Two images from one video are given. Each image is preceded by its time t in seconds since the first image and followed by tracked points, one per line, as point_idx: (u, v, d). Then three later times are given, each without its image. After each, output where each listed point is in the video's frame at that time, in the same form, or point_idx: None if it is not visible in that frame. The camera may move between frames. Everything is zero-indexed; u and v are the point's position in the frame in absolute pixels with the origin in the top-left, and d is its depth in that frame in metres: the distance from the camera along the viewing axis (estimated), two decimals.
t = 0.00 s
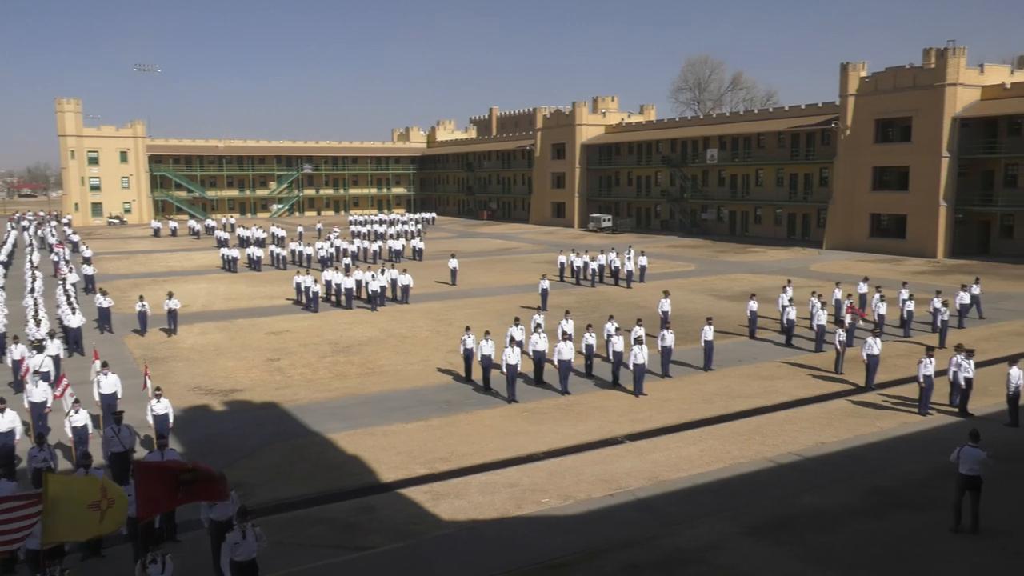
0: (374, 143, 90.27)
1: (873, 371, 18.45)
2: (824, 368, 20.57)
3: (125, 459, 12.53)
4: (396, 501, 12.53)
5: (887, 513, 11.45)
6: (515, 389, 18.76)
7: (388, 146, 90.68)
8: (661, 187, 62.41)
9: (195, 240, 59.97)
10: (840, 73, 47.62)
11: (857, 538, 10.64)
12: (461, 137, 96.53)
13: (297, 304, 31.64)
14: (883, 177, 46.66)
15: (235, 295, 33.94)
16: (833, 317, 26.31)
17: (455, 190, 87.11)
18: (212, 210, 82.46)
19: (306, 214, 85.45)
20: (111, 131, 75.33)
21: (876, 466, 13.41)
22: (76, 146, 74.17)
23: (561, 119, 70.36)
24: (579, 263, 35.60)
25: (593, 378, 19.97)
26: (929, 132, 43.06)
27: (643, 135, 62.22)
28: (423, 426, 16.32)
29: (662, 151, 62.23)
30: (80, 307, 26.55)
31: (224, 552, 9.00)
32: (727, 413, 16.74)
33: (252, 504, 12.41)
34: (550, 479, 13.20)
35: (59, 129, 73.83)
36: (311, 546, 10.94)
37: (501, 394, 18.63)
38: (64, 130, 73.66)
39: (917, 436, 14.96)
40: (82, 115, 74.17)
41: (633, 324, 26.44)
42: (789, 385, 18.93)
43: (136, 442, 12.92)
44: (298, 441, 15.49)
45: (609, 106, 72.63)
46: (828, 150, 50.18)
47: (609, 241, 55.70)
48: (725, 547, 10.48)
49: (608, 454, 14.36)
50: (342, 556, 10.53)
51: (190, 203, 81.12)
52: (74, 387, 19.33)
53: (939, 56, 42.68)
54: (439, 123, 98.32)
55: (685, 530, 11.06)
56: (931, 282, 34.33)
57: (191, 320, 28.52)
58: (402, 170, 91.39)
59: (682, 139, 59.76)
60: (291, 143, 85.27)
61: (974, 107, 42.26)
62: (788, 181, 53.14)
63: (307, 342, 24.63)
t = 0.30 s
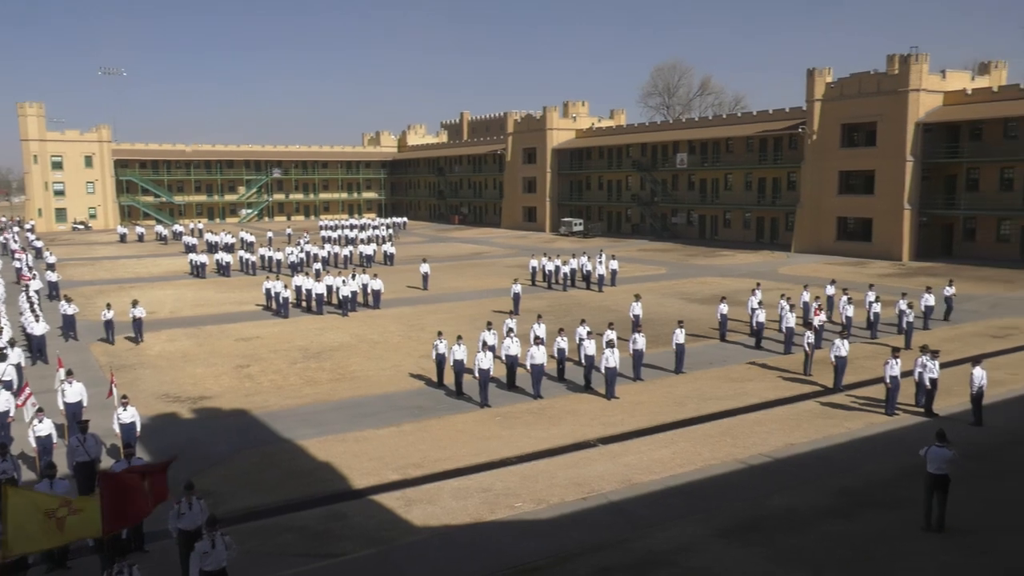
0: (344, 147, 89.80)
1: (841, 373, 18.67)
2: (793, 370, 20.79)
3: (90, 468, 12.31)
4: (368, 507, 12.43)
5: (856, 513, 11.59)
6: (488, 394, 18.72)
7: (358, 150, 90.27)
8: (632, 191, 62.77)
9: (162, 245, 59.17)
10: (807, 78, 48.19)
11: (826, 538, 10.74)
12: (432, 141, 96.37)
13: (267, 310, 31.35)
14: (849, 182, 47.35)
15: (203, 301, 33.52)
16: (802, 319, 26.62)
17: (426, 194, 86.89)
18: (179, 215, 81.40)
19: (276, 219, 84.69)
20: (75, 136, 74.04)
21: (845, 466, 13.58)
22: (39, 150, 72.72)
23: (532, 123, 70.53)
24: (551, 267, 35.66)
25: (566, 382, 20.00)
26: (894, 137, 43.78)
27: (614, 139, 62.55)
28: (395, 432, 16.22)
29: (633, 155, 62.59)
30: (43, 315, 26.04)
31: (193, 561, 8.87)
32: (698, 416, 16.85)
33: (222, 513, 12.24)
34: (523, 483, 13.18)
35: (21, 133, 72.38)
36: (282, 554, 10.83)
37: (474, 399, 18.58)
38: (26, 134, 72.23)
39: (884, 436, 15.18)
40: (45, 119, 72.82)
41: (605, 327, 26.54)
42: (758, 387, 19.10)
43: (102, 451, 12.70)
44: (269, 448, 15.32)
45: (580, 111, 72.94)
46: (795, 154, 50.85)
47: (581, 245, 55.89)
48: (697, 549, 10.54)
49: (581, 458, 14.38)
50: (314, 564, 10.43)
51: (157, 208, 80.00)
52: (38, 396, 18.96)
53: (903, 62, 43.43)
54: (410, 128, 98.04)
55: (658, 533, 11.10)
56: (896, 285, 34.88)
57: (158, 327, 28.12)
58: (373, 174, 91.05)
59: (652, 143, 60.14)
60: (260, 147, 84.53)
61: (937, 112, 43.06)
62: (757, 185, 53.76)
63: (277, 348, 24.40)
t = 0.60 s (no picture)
0: (319, 155, 89.43)
1: (814, 378, 18.86)
2: (767, 375, 20.97)
3: (59, 482, 12.08)
4: (345, 517, 12.33)
5: (830, 516, 11.70)
6: (464, 401, 18.68)
7: (333, 158, 89.94)
8: (607, 199, 63.08)
9: (134, 254, 58.42)
10: (779, 87, 48.79)
11: (800, 542, 10.83)
12: (407, 149, 96.27)
13: (241, 319, 31.06)
14: (821, 189, 47.96)
15: (176, 310, 33.13)
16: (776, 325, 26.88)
17: (402, 202, 86.69)
18: (151, 224, 80.40)
19: (250, 228, 84.03)
20: (44, 143, 72.81)
21: (820, 470, 13.69)
22: (7, 158, 70.89)
23: (507, 131, 70.69)
24: (526, 275, 35.68)
25: (542, 389, 19.99)
26: (864, 145, 44.41)
27: (588, 147, 62.86)
28: (370, 441, 16.11)
29: (607, 163, 62.92)
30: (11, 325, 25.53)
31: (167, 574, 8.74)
32: (674, 422, 16.92)
33: (195, 525, 12.09)
34: (500, 491, 13.15)
35: None
36: (257, 566, 10.69)
37: (451, 407, 18.51)
38: None
39: (858, 440, 15.35)
40: (13, 126, 71.55)
41: (581, 335, 26.60)
42: (734, 393, 19.23)
43: (71, 463, 12.48)
44: (242, 459, 15.15)
45: (554, 119, 73.25)
46: (767, 162, 51.42)
47: (556, 253, 56.04)
48: (674, 554, 10.58)
49: (559, 465, 14.38)
50: None
51: (128, 217, 78.95)
52: (5, 407, 18.59)
53: (872, 71, 44.11)
54: (385, 135, 97.84)
55: (635, 538, 11.12)
56: (868, 291, 35.33)
57: (130, 337, 27.74)
58: (348, 182, 90.75)
59: (627, 151, 60.49)
60: (234, 154, 83.95)
61: (906, 120, 43.77)
62: (730, 192, 54.25)
63: (251, 357, 24.17)
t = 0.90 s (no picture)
0: (297, 162, 88.99)
1: (792, 383, 19.00)
2: (746, 381, 21.09)
3: (32, 493, 11.91)
4: (323, 526, 12.24)
5: (808, 520, 11.78)
6: (445, 409, 18.62)
7: (311, 165, 89.53)
8: (586, 206, 63.29)
9: (109, 263, 57.77)
10: (755, 94, 49.22)
11: (779, 546, 10.89)
12: (386, 156, 96.10)
13: (218, 327, 30.80)
14: (798, 196, 48.42)
15: (152, 319, 32.79)
16: (754, 330, 27.06)
17: (381, 210, 86.46)
18: (127, 231, 79.52)
19: (227, 235, 83.39)
20: (18, 150, 71.80)
21: (798, 475, 13.79)
22: None
23: (486, 138, 70.79)
24: (506, 282, 35.70)
25: (523, 396, 19.98)
26: (840, 152, 44.90)
27: (568, 154, 63.05)
28: (350, 449, 16.02)
29: (586, 170, 63.16)
30: None
31: None
32: (654, 427, 16.97)
33: (172, 536, 11.95)
34: (481, 498, 13.12)
35: None
36: None
37: (431, 415, 18.45)
38: None
39: (835, 445, 15.48)
40: None
41: (561, 341, 26.63)
42: (713, 398, 19.33)
43: (44, 475, 12.31)
44: (220, 468, 15.00)
45: (534, 126, 73.43)
46: (745, 169, 51.83)
47: (536, 260, 56.08)
48: (654, 560, 10.60)
49: (539, 472, 14.37)
50: None
51: (103, 225, 77.99)
52: None
53: (846, 80, 44.63)
54: (363, 142, 97.59)
55: (616, 544, 11.14)
56: (844, 296, 35.69)
57: (106, 345, 27.41)
58: (327, 189, 90.43)
59: (605, 158, 60.73)
60: (211, 161, 83.31)
61: (880, 128, 44.32)
62: (708, 200, 54.62)
63: (229, 365, 23.97)
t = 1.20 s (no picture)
0: (276, 167, 88.54)
1: (772, 386, 19.13)
2: (726, 385, 21.20)
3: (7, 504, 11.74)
4: (304, 534, 12.15)
5: (789, 523, 11.85)
6: (426, 415, 18.56)
7: (290, 170, 89.11)
8: (567, 211, 63.46)
9: (85, 269, 57.10)
10: (733, 100, 49.59)
11: (759, 549, 10.95)
12: (366, 161, 95.87)
13: (197, 333, 30.53)
14: (776, 201, 48.85)
15: (130, 326, 32.44)
16: (734, 334, 27.23)
17: (362, 215, 86.22)
18: (103, 237, 78.64)
19: (206, 241, 82.76)
20: None
21: (779, 479, 13.86)
22: None
23: (466, 144, 70.83)
24: (487, 287, 35.68)
25: (504, 401, 19.96)
26: (817, 157, 45.34)
27: (549, 159, 63.22)
28: (331, 456, 15.92)
29: (567, 175, 63.33)
30: None
31: None
32: (635, 432, 17.01)
33: (150, 545, 11.81)
34: (462, 504, 13.08)
35: None
36: None
37: (412, 420, 18.38)
38: None
39: (814, 447, 15.59)
40: None
41: (542, 346, 26.64)
42: (694, 402, 19.41)
43: (19, 485, 12.13)
44: (199, 476, 14.85)
45: (514, 131, 73.57)
46: (724, 174, 52.18)
47: (517, 265, 56.10)
48: (635, 564, 10.62)
49: (521, 477, 14.35)
50: None
51: (79, 230, 77.06)
52: None
53: (823, 86, 45.06)
54: (343, 147, 97.29)
55: (598, 549, 11.14)
56: (822, 300, 36.02)
57: (82, 353, 27.08)
58: (306, 195, 90.02)
59: (586, 163, 60.95)
60: (189, 167, 82.67)
61: (857, 133, 44.80)
62: (688, 205, 54.95)
63: (208, 372, 23.76)
